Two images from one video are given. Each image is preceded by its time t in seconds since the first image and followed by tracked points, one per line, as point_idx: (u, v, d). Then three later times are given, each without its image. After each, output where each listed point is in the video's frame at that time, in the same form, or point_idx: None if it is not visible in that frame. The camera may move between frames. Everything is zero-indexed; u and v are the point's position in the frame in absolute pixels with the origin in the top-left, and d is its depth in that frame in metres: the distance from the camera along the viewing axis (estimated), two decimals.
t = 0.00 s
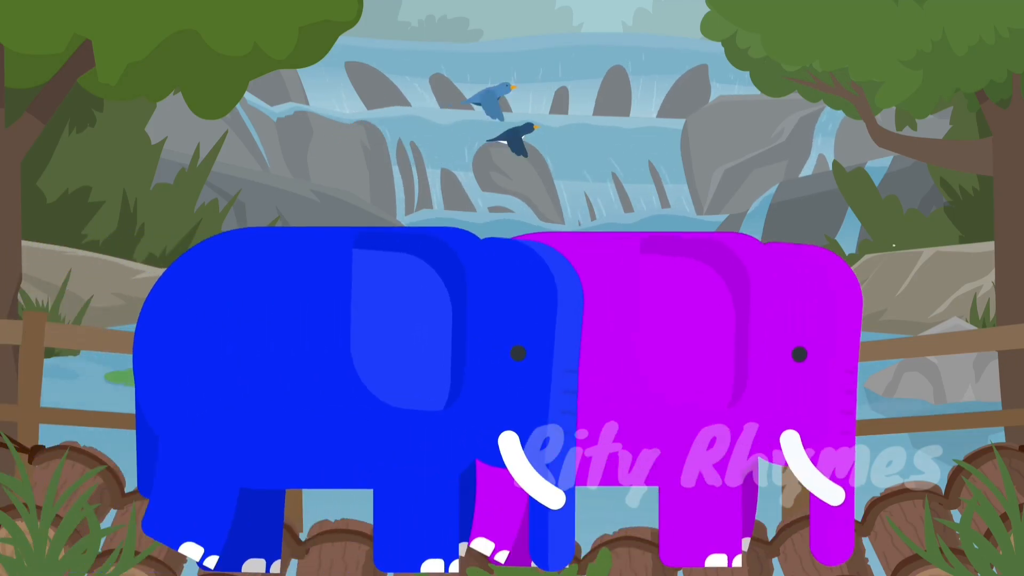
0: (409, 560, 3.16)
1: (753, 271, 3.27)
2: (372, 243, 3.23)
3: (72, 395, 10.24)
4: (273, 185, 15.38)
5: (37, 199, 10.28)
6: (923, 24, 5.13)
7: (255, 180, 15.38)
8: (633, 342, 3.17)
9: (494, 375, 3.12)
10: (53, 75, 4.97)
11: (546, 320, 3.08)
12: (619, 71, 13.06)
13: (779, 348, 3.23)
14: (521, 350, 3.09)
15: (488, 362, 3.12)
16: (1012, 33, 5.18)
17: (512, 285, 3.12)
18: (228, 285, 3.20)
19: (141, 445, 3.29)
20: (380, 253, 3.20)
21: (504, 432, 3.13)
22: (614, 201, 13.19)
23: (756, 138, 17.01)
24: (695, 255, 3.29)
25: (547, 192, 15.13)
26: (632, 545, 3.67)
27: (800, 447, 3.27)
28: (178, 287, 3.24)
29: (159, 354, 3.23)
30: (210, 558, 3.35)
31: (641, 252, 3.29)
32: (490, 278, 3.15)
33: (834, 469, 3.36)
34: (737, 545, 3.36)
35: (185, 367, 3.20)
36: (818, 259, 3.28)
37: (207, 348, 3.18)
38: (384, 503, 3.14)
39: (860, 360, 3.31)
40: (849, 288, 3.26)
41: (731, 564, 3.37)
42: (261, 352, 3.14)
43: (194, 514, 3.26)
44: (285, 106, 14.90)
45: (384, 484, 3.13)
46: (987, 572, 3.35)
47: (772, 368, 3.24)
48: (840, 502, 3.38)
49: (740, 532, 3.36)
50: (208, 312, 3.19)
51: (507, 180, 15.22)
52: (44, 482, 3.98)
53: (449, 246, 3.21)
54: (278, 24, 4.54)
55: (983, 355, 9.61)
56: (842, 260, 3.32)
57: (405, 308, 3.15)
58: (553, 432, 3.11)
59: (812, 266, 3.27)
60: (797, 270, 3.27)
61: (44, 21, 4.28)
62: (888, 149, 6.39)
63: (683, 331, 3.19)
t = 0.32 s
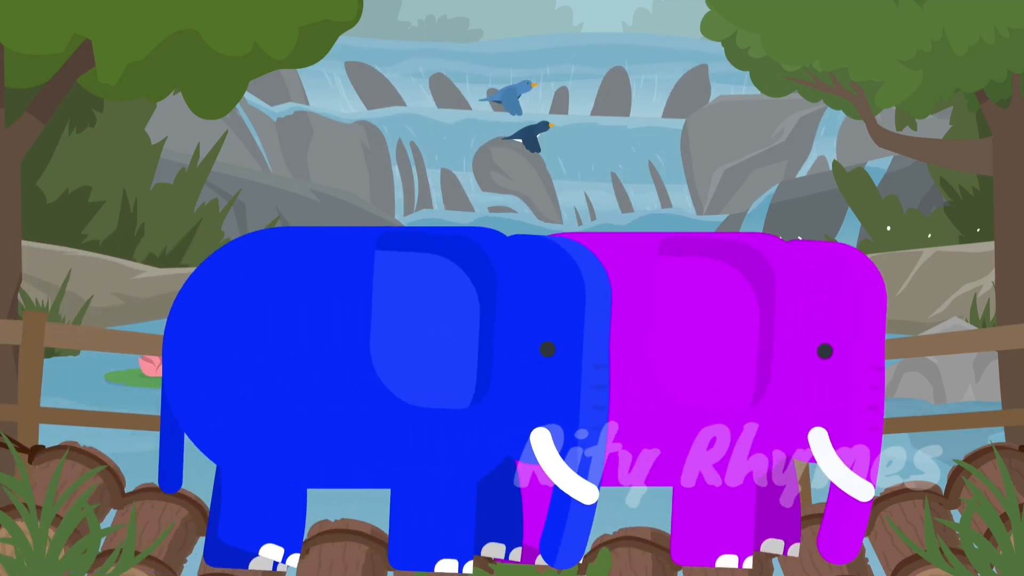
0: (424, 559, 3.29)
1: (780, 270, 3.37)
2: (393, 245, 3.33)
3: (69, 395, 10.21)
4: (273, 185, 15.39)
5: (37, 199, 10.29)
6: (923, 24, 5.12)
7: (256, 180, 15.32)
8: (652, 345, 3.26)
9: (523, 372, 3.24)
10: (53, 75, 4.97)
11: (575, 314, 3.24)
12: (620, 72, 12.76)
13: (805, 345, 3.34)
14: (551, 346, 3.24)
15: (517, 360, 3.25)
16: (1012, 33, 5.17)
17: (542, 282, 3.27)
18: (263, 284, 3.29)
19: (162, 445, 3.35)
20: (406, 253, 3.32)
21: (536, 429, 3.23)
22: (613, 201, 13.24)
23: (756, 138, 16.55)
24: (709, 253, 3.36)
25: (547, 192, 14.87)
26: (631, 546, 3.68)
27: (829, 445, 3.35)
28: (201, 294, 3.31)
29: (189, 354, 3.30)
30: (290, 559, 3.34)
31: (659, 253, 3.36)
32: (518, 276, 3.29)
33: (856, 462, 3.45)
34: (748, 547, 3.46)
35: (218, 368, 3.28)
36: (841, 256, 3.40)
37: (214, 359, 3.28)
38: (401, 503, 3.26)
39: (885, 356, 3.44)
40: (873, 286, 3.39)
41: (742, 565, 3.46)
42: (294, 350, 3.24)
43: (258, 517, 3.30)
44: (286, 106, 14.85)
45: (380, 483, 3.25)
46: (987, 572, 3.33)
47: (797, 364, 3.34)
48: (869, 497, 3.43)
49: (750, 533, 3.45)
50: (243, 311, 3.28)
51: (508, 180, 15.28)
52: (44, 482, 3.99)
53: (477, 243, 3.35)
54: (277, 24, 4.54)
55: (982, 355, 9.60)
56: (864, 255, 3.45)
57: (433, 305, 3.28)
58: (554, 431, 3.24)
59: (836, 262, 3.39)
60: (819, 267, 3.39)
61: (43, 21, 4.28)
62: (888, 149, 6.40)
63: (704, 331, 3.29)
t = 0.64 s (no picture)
0: (449, 552, 3.28)
1: (802, 267, 3.30)
2: (414, 245, 3.24)
3: (70, 395, 10.21)
4: (273, 185, 15.41)
5: (38, 199, 10.34)
6: (923, 24, 5.12)
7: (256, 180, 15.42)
8: (675, 343, 3.17)
9: (552, 367, 3.16)
10: (53, 75, 4.96)
11: (603, 309, 3.14)
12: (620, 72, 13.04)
13: (831, 341, 3.25)
14: (580, 340, 3.14)
15: (546, 356, 3.16)
16: (1012, 33, 5.17)
17: (570, 279, 3.18)
18: (287, 288, 3.21)
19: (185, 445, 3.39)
20: (429, 253, 3.22)
21: (571, 423, 3.16)
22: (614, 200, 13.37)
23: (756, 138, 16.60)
24: (729, 255, 3.28)
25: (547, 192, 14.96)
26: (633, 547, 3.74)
27: (859, 438, 3.25)
28: (228, 299, 3.24)
29: (211, 358, 3.23)
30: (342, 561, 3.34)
31: (675, 255, 3.28)
32: (545, 271, 3.20)
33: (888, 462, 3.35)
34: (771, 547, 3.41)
35: (242, 371, 3.20)
36: (863, 250, 3.34)
37: (229, 364, 3.22)
38: (428, 501, 3.26)
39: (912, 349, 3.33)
40: (898, 280, 3.31)
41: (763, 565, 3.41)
42: (316, 352, 3.16)
43: (296, 514, 3.27)
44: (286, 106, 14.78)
45: (383, 482, 3.20)
46: (987, 571, 3.33)
47: (822, 362, 3.25)
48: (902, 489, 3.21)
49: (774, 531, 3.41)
50: (267, 316, 3.20)
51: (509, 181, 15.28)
52: (44, 482, 3.99)
53: (503, 241, 3.25)
54: (277, 24, 4.54)
55: (983, 355, 9.59)
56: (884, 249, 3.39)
57: (458, 303, 3.17)
58: (552, 431, 3.17)
59: (857, 256, 3.32)
60: (843, 262, 3.31)
61: (43, 20, 4.28)
62: (888, 149, 6.40)
63: (728, 328, 3.19)
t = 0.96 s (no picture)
0: (490, 542, 3.23)
1: (827, 267, 3.26)
2: (442, 243, 3.21)
3: (70, 395, 10.22)
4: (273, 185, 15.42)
5: (37, 199, 10.39)
6: (922, 24, 5.12)
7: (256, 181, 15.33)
8: (698, 347, 3.17)
9: (577, 367, 3.14)
10: (53, 76, 4.96)
11: (630, 312, 3.13)
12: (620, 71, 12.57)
13: (854, 345, 3.24)
14: (606, 343, 3.13)
15: (571, 357, 3.14)
16: (1012, 33, 5.17)
17: (598, 280, 3.15)
18: (314, 285, 3.16)
19: (225, 450, 3.33)
20: (458, 250, 3.20)
21: (593, 425, 3.15)
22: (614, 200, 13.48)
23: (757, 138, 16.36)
24: (757, 253, 3.25)
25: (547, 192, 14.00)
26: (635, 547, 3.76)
27: (878, 443, 3.27)
28: (256, 293, 3.17)
29: (236, 355, 3.18)
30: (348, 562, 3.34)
31: (701, 253, 3.26)
32: (573, 272, 3.16)
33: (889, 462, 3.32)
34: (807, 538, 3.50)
35: (270, 369, 3.17)
36: (889, 253, 3.28)
37: (256, 363, 3.18)
38: (474, 498, 3.22)
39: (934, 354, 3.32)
40: (922, 285, 3.26)
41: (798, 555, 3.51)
42: (342, 351, 3.14)
43: (309, 514, 3.24)
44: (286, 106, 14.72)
45: (403, 482, 3.19)
46: (987, 571, 3.33)
47: (844, 365, 3.25)
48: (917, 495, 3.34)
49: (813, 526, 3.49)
50: (299, 311, 3.15)
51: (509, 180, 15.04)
52: (44, 482, 3.99)
53: (532, 242, 3.21)
54: (277, 24, 4.54)
55: (982, 355, 9.60)
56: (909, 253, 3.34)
57: (485, 306, 3.15)
58: (554, 431, 3.15)
59: (883, 260, 3.27)
60: (869, 263, 3.26)
61: (43, 20, 4.28)
62: (887, 149, 6.41)
63: (751, 330, 3.18)
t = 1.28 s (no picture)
0: (545, 546, 3.04)
1: (855, 266, 3.10)
2: (469, 242, 3.07)
3: (69, 395, 10.21)
4: (273, 185, 15.34)
5: (38, 198, 10.38)
6: (922, 24, 5.12)
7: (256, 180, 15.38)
8: (721, 346, 3.02)
9: (606, 368, 2.99)
10: (52, 75, 4.95)
11: (659, 309, 2.97)
12: (619, 71, 13.07)
13: (878, 344, 3.08)
14: (636, 342, 2.98)
15: (600, 357, 2.99)
16: (1012, 33, 5.16)
17: (627, 279, 3.00)
18: (339, 289, 3.00)
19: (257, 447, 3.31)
20: (485, 251, 3.04)
21: (623, 424, 2.99)
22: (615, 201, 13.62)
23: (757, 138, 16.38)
24: (779, 254, 3.11)
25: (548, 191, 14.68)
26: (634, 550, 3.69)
27: (905, 443, 3.09)
28: (282, 296, 3.01)
29: (258, 359, 3.01)
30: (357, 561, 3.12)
31: (726, 254, 3.11)
32: (603, 272, 3.01)
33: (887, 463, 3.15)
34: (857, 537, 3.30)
35: (296, 370, 3.00)
36: (915, 252, 3.12)
37: (284, 365, 3.01)
38: (521, 503, 3.03)
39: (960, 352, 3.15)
40: (946, 283, 3.10)
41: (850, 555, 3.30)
42: (374, 352, 2.98)
43: (325, 527, 3.05)
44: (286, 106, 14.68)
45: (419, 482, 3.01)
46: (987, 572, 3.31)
47: (869, 365, 3.08)
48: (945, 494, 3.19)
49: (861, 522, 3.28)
50: (325, 310, 2.99)
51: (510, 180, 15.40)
52: (44, 481, 3.98)
53: (560, 242, 3.06)
54: (277, 23, 4.54)
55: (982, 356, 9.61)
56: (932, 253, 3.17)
57: (514, 305, 3.00)
58: (553, 431, 2.98)
59: (903, 257, 3.11)
60: (888, 262, 3.11)
61: (43, 20, 4.28)
62: (887, 148, 6.41)
63: (774, 329, 3.03)
